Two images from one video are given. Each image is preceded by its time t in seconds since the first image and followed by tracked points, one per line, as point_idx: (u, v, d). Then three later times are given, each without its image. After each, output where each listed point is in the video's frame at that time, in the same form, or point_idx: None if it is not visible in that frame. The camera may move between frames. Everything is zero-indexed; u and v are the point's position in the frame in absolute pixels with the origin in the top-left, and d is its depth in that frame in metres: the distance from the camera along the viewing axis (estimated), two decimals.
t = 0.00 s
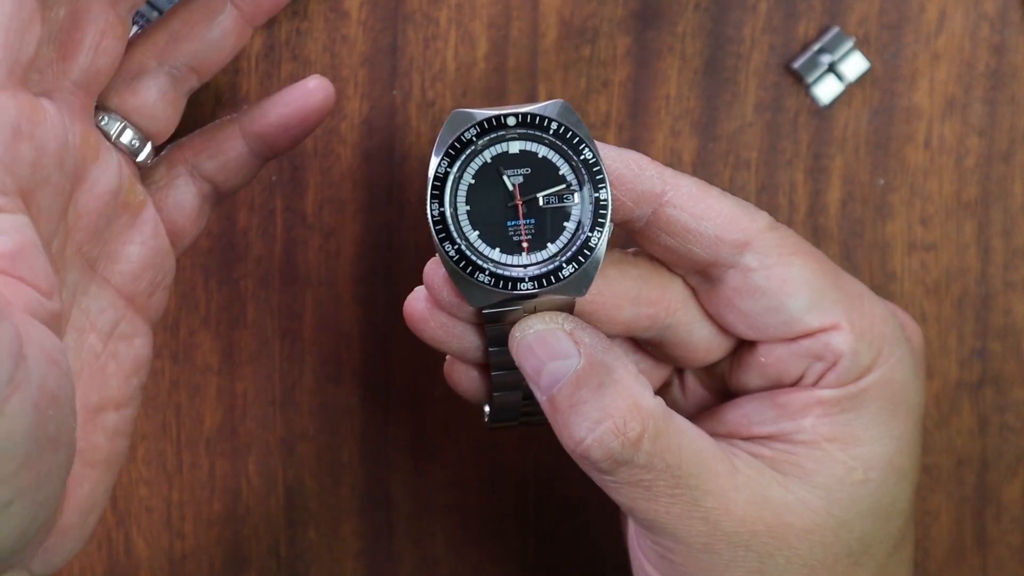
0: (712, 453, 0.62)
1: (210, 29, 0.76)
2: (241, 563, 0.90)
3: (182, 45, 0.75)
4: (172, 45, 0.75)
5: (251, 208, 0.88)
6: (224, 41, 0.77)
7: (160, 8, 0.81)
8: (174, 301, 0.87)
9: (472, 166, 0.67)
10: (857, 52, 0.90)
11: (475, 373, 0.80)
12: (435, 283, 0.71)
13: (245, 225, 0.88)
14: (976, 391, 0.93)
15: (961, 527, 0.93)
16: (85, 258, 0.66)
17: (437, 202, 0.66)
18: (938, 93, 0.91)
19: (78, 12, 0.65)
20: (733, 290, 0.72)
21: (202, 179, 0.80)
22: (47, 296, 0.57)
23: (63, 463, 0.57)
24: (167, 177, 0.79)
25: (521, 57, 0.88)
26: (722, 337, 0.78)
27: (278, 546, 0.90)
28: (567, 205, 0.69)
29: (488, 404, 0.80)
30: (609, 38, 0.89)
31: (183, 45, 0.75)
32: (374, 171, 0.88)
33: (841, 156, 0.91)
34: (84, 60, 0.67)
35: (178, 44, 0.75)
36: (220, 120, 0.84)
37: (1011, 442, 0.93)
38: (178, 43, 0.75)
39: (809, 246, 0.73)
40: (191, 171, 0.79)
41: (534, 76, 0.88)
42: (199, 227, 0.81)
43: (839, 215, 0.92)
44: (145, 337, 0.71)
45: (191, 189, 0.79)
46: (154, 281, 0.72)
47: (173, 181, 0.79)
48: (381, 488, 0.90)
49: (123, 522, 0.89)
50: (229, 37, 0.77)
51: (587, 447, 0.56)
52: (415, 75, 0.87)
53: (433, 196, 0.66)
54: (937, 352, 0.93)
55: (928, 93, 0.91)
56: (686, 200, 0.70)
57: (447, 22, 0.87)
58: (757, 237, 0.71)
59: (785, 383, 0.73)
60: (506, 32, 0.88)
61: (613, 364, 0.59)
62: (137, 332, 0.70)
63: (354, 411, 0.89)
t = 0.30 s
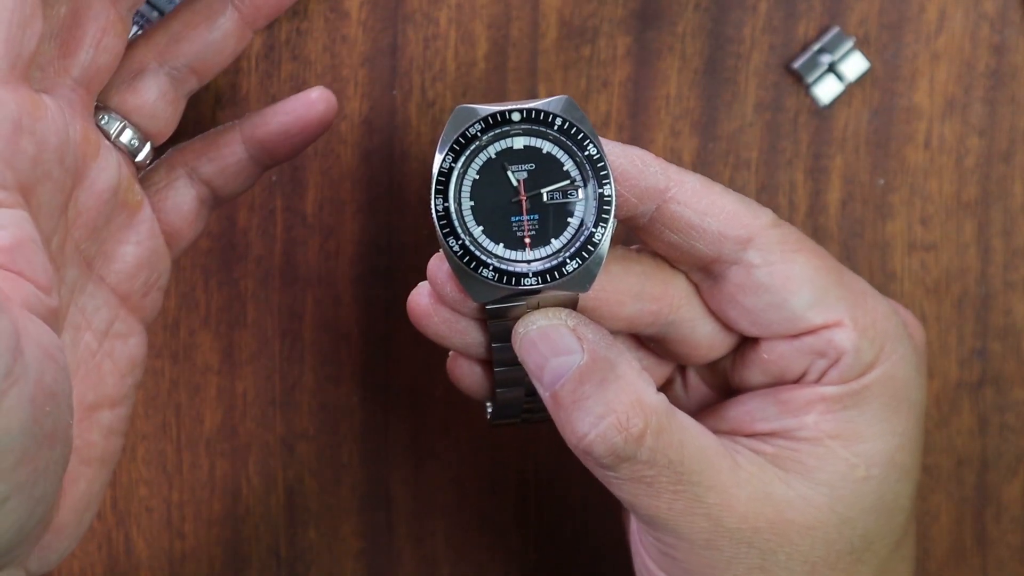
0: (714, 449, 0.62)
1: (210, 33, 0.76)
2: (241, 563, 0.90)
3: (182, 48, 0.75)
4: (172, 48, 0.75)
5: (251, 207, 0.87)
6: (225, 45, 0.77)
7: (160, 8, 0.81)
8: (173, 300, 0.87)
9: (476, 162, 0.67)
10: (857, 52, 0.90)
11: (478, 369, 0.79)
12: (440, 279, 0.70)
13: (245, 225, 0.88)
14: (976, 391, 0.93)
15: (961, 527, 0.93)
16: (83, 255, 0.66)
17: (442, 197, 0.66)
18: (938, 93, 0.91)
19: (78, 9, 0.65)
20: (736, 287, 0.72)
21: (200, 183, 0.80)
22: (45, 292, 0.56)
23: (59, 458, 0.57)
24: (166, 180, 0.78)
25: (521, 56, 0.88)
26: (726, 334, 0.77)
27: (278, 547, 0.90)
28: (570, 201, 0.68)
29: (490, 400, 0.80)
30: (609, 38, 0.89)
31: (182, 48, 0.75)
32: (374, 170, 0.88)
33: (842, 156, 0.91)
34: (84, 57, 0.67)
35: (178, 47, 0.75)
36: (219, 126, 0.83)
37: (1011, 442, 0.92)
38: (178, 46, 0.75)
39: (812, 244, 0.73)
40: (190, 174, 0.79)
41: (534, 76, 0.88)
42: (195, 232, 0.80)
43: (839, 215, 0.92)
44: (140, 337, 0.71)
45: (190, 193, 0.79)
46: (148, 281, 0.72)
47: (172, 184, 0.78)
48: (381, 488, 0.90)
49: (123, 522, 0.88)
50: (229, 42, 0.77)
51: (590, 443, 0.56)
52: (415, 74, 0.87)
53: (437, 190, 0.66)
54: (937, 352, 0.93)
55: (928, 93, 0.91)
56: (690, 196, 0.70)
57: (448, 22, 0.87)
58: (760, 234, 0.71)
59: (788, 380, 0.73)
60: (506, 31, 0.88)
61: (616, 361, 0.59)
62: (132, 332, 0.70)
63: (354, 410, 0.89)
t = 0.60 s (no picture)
0: (716, 448, 0.62)
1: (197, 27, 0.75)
2: (241, 563, 0.90)
3: (169, 42, 0.75)
4: (159, 42, 0.75)
5: (251, 207, 0.87)
6: (212, 39, 0.76)
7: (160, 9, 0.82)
8: (173, 300, 0.87)
9: (478, 159, 0.67)
10: (857, 52, 0.90)
11: (479, 368, 0.79)
12: (441, 276, 0.70)
13: (245, 225, 0.87)
14: (976, 391, 0.93)
15: (961, 527, 0.93)
16: (75, 249, 0.66)
17: (444, 194, 0.66)
18: (938, 93, 0.91)
19: (67, 4, 0.65)
20: (738, 284, 0.72)
21: (187, 177, 0.79)
22: (42, 287, 0.56)
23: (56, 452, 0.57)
24: (154, 173, 0.78)
25: (521, 56, 0.88)
26: (727, 332, 0.77)
27: (278, 547, 0.90)
28: (572, 199, 0.68)
29: (491, 398, 0.80)
30: (609, 38, 0.89)
31: (170, 42, 0.75)
32: (374, 170, 0.88)
33: (842, 156, 0.91)
34: (75, 51, 0.67)
35: (165, 41, 0.75)
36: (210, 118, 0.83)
37: (1011, 442, 0.92)
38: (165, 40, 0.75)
39: (814, 242, 0.73)
40: (177, 167, 0.79)
41: (535, 76, 0.88)
42: (183, 223, 0.80)
43: (839, 215, 0.92)
44: (129, 331, 0.71)
45: (177, 186, 0.79)
46: (137, 275, 0.71)
47: (159, 177, 0.78)
48: (381, 488, 0.90)
49: (123, 522, 0.88)
50: (216, 37, 0.76)
51: (591, 441, 0.56)
52: (415, 74, 0.87)
53: (440, 187, 0.66)
54: (937, 352, 0.93)
55: (928, 94, 0.91)
56: (692, 194, 0.70)
57: (448, 22, 0.87)
58: (762, 232, 0.71)
59: (788, 379, 0.73)
60: (506, 31, 0.88)
61: (617, 359, 0.59)
62: (121, 326, 0.70)
63: (354, 410, 0.89)
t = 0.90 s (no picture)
0: (712, 445, 0.62)
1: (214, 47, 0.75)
2: (241, 563, 0.90)
3: (185, 59, 0.75)
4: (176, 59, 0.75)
5: (251, 207, 0.88)
6: (229, 58, 0.76)
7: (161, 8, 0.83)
8: (173, 300, 0.87)
9: (475, 157, 0.67)
10: (857, 52, 0.90)
11: (476, 365, 0.79)
12: (438, 274, 0.70)
13: (245, 224, 0.88)
14: (976, 391, 0.93)
15: (961, 527, 0.93)
16: (83, 261, 0.66)
17: (440, 191, 0.66)
18: (938, 93, 0.91)
19: (91, 19, 0.67)
20: (734, 282, 0.72)
21: (195, 190, 0.80)
22: (61, 304, 0.55)
23: (69, 465, 0.57)
24: (161, 185, 0.79)
25: (521, 56, 0.88)
26: (723, 329, 0.78)
27: (278, 547, 0.90)
28: (568, 197, 0.69)
29: (488, 396, 0.80)
30: (609, 38, 0.89)
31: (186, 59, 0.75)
32: (374, 170, 0.88)
33: (841, 156, 0.91)
34: (96, 66, 0.68)
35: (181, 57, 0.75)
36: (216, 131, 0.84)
37: (1010, 442, 0.92)
38: (181, 56, 0.75)
39: (810, 240, 0.73)
40: (185, 181, 0.80)
41: (535, 76, 0.89)
42: (188, 235, 0.80)
43: (839, 215, 0.92)
44: (130, 343, 0.71)
45: (183, 199, 0.79)
46: (140, 287, 0.72)
47: (166, 189, 0.79)
48: (381, 487, 0.90)
49: (123, 522, 0.89)
50: (231, 54, 0.76)
51: (587, 437, 0.56)
52: (415, 74, 0.87)
53: (436, 185, 0.66)
54: (937, 352, 0.93)
55: (928, 93, 0.91)
56: (688, 192, 0.70)
57: (448, 22, 0.87)
58: (758, 229, 0.71)
59: (785, 376, 0.73)
60: (506, 31, 0.88)
61: (612, 356, 0.59)
62: (123, 338, 0.71)
63: (354, 409, 0.89)
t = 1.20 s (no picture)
0: (705, 442, 0.62)
1: (224, 50, 0.75)
2: (241, 563, 0.90)
3: (195, 62, 0.75)
4: (185, 60, 0.75)
5: (251, 207, 0.88)
6: (238, 61, 0.76)
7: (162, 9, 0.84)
8: (174, 300, 0.88)
9: (467, 155, 0.67)
10: (857, 52, 0.90)
11: (470, 364, 0.80)
12: (431, 270, 0.71)
13: (245, 224, 0.88)
14: (976, 391, 0.92)
15: (961, 527, 0.93)
16: (84, 253, 0.66)
17: (432, 190, 0.66)
18: (938, 93, 0.91)
19: (93, 12, 0.66)
20: (727, 280, 0.72)
21: (202, 192, 0.80)
22: (59, 292, 0.56)
23: (69, 457, 0.58)
24: (169, 185, 0.79)
25: (521, 56, 0.89)
26: (717, 327, 0.78)
27: (278, 546, 0.90)
28: (560, 195, 0.69)
29: (483, 395, 0.80)
30: (609, 38, 0.89)
31: (195, 61, 0.75)
32: (374, 170, 0.88)
33: (841, 156, 0.91)
34: (96, 59, 0.68)
35: (190, 59, 0.75)
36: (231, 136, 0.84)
37: (1011, 442, 0.92)
38: (190, 58, 0.75)
39: (803, 238, 0.73)
40: (193, 182, 0.79)
41: (534, 76, 0.89)
42: (193, 235, 0.81)
43: (839, 215, 0.92)
44: (133, 336, 0.72)
45: (190, 200, 0.80)
46: (143, 282, 0.73)
47: (173, 189, 0.79)
48: (380, 487, 0.90)
49: (124, 522, 0.89)
50: (241, 58, 0.76)
51: (580, 435, 0.56)
52: (415, 74, 0.88)
53: (428, 183, 0.66)
54: (937, 352, 0.92)
55: (928, 93, 0.91)
56: (680, 189, 0.70)
57: (448, 22, 0.87)
58: (750, 227, 0.71)
59: (778, 374, 0.73)
60: (506, 31, 0.88)
61: (605, 353, 0.59)
62: (125, 331, 0.71)
63: (354, 409, 0.89)
